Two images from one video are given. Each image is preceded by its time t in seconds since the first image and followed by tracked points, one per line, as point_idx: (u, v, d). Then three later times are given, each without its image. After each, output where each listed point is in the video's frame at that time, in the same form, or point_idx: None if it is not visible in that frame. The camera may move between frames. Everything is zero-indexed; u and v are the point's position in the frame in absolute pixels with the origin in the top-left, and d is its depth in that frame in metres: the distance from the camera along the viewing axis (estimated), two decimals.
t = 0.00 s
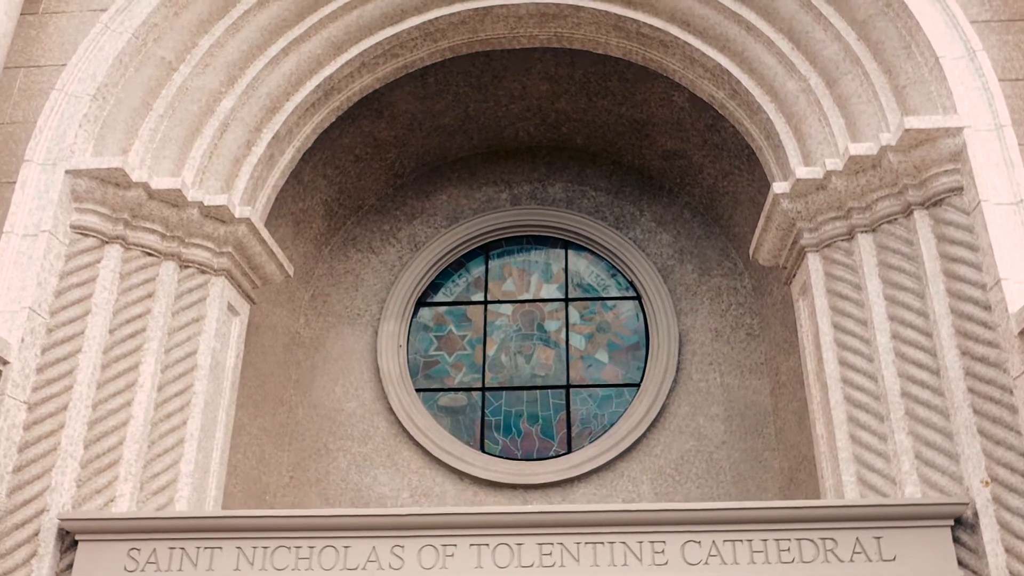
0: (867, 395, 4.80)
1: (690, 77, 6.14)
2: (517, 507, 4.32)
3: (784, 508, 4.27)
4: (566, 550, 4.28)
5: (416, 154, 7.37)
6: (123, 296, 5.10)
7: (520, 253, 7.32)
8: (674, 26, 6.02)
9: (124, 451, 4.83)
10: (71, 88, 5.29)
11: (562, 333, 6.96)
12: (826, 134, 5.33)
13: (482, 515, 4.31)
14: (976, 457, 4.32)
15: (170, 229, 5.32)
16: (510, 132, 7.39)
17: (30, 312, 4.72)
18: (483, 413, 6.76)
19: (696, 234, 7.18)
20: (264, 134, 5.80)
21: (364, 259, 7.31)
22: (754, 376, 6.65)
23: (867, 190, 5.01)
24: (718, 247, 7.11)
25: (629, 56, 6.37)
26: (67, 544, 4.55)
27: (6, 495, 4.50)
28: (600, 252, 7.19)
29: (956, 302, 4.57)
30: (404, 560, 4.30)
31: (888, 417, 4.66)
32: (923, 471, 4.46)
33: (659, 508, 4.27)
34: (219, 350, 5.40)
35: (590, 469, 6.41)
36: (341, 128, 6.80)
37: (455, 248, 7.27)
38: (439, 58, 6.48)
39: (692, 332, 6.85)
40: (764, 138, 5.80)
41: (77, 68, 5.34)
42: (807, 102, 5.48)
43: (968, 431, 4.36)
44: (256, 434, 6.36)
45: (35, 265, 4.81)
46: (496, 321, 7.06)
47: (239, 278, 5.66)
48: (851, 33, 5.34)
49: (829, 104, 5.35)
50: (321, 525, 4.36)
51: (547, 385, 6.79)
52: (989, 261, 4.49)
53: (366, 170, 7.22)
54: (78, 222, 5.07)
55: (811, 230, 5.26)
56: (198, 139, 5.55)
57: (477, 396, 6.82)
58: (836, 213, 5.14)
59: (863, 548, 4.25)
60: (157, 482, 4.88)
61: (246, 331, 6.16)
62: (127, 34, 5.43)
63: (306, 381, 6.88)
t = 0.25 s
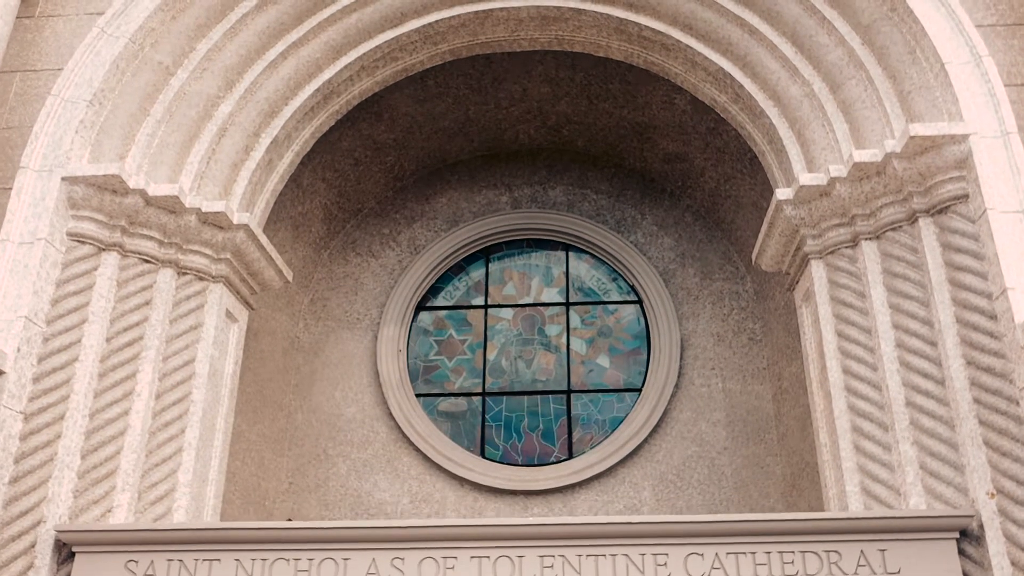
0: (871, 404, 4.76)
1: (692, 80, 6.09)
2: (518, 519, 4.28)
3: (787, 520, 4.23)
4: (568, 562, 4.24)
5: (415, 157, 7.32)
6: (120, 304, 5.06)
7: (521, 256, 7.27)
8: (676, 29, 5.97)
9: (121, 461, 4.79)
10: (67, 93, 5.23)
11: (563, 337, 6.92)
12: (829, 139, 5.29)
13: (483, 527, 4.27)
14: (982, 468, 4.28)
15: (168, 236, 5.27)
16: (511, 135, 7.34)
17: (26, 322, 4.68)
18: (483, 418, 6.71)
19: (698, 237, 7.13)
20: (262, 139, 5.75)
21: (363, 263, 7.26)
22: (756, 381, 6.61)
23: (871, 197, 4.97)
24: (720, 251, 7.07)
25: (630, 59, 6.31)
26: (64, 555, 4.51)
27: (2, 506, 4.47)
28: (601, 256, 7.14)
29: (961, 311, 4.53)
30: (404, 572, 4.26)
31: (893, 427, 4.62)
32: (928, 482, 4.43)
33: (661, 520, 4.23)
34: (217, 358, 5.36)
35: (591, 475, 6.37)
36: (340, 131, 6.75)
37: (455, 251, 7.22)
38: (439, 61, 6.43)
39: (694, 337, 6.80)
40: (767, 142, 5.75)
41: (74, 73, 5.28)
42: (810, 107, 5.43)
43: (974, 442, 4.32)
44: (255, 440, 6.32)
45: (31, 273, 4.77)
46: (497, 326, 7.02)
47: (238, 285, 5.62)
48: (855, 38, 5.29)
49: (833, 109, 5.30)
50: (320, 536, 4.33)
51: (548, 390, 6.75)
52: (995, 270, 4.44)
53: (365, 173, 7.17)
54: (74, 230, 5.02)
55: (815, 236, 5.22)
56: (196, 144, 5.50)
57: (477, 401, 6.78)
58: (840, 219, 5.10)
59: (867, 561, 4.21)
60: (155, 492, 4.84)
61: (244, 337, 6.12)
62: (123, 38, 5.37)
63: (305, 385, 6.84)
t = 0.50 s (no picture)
0: (875, 409, 4.71)
1: (694, 79, 6.02)
2: (517, 527, 4.24)
3: (790, 529, 4.19)
4: (569, 571, 4.20)
5: (414, 155, 7.27)
6: (116, 308, 5.01)
7: (521, 256, 7.22)
8: (678, 28, 5.90)
9: (118, 467, 4.75)
10: (61, 94, 5.17)
11: (563, 338, 6.87)
12: (833, 140, 5.24)
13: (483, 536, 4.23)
14: (986, 476, 4.24)
15: (164, 239, 5.22)
16: (510, 133, 7.28)
17: (20, 327, 4.62)
18: (483, 419, 6.67)
19: (699, 237, 7.08)
20: (259, 139, 5.70)
21: (362, 263, 7.20)
22: (758, 382, 6.56)
23: (875, 200, 4.91)
24: (721, 250, 7.01)
25: (631, 58, 6.25)
26: (60, 564, 4.47)
27: None
28: (602, 256, 7.09)
29: (966, 316, 4.48)
30: None
31: (896, 432, 4.58)
32: (931, 489, 4.39)
33: (663, 528, 4.19)
34: (214, 361, 5.31)
35: (591, 477, 6.33)
36: (338, 130, 6.69)
37: (454, 251, 7.16)
38: (438, 60, 6.36)
39: (695, 338, 6.75)
40: (769, 143, 5.69)
41: (68, 74, 5.22)
42: (814, 107, 5.37)
43: (979, 449, 4.28)
44: (254, 442, 6.28)
45: (25, 278, 4.71)
46: (496, 326, 6.97)
47: (235, 287, 5.57)
48: (859, 37, 5.23)
49: (837, 110, 5.24)
50: (318, 545, 4.29)
51: (548, 391, 6.70)
52: (1001, 276, 4.39)
53: (364, 172, 7.11)
54: (69, 233, 4.96)
55: (818, 239, 5.16)
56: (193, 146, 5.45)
57: (477, 402, 6.73)
58: (843, 222, 5.04)
59: (871, 569, 4.17)
60: (152, 498, 4.81)
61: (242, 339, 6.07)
62: (118, 38, 5.30)
63: (304, 386, 6.79)
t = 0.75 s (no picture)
0: (877, 415, 4.66)
1: (694, 79, 5.96)
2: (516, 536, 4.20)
3: (792, 538, 4.15)
4: None
5: (412, 154, 7.21)
6: (111, 312, 4.95)
7: (520, 256, 7.16)
8: (678, 27, 5.84)
9: (113, 473, 4.71)
10: (54, 95, 5.09)
11: (562, 338, 6.82)
12: (835, 141, 5.18)
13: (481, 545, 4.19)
14: (990, 484, 4.20)
15: (159, 241, 5.17)
16: (509, 131, 7.22)
17: (13, 333, 4.57)
18: (482, 421, 6.62)
19: (700, 236, 7.02)
20: (255, 140, 5.64)
21: (360, 262, 7.15)
22: (758, 384, 6.51)
23: (878, 202, 4.86)
24: (722, 250, 6.96)
25: (631, 57, 6.18)
26: (54, 572, 4.43)
27: None
28: (601, 255, 7.03)
29: (970, 322, 4.42)
30: None
31: (899, 439, 4.53)
32: (934, 497, 4.34)
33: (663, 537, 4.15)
34: (210, 365, 5.26)
35: (591, 479, 6.28)
36: (335, 129, 6.63)
37: (452, 250, 7.11)
38: (435, 58, 6.30)
39: (695, 338, 6.70)
40: (771, 143, 5.63)
41: (61, 74, 5.14)
42: (816, 107, 5.31)
43: (983, 457, 4.24)
44: (251, 444, 6.23)
45: (17, 283, 4.65)
46: (495, 326, 6.92)
47: (231, 289, 5.52)
48: (862, 37, 5.16)
49: (839, 111, 5.18)
50: (315, 554, 4.24)
51: (547, 392, 6.65)
52: (1005, 281, 4.33)
53: (362, 171, 7.05)
54: (63, 237, 4.89)
55: (820, 242, 5.11)
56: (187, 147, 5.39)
57: (475, 403, 6.69)
58: (845, 224, 4.98)
59: None
60: (147, 504, 4.76)
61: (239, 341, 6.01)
62: (111, 38, 5.23)
63: (301, 388, 6.74)
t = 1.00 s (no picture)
0: (879, 421, 4.62)
1: (694, 79, 5.90)
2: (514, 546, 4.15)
3: (792, 547, 4.11)
4: None
5: (410, 154, 7.15)
6: (104, 318, 4.90)
7: (519, 256, 7.10)
8: (678, 26, 5.77)
9: (107, 481, 4.66)
10: (46, 98, 5.03)
11: (561, 339, 6.77)
12: (837, 143, 5.12)
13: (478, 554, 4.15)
14: (993, 492, 4.16)
15: (153, 245, 5.11)
16: (508, 130, 7.16)
17: (5, 340, 4.52)
18: (480, 423, 6.58)
19: (699, 236, 6.97)
20: (250, 142, 5.58)
21: (357, 263, 7.10)
22: (758, 386, 6.46)
23: (880, 206, 4.80)
24: (722, 251, 6.91)
25: (630, 56, 6.12)
26: None
27: None
28: (600, 256, 6.98)
29: (973, 328, 4.37)
30: None
31: (901, 446, 4.48)
32: (936, 505, 4.30)
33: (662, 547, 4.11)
34: (206, 370, 5.21)
35: (589, 482, 6.24)
36: (332, 129, 6.56)
37: (450, 251, 7.05)
38: (433, 58, 6.23)
39: (695, 340, 6.65)
40: (771, 144, 5.57)
41: (53, 76, 5.08)
42: (817, 109, 5.25)
43: (985, 465, 4.19)
44: (248, 447, 6.19)
45: (9, 289, 4.59)
46: (493, 327, 6.87)
47: (227, 293, 5.47)
48: (864, 38, 5.10)
49: (840, 112, 5.12)
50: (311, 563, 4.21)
51: (546, 394, 6.61)
52: (1009, 287, 4.28)
53: (359, 171, 6.99)
54: (55, 241, 4.84)
55: (821, 245, 5.05)
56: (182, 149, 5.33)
57: (474, 405, 6.64)
58: (847, 228, 4.93)
59: None
60: (142, 511, 4.72)
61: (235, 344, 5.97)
62: (104, 39, 5.16)
63: (298, 390, 6.70)
